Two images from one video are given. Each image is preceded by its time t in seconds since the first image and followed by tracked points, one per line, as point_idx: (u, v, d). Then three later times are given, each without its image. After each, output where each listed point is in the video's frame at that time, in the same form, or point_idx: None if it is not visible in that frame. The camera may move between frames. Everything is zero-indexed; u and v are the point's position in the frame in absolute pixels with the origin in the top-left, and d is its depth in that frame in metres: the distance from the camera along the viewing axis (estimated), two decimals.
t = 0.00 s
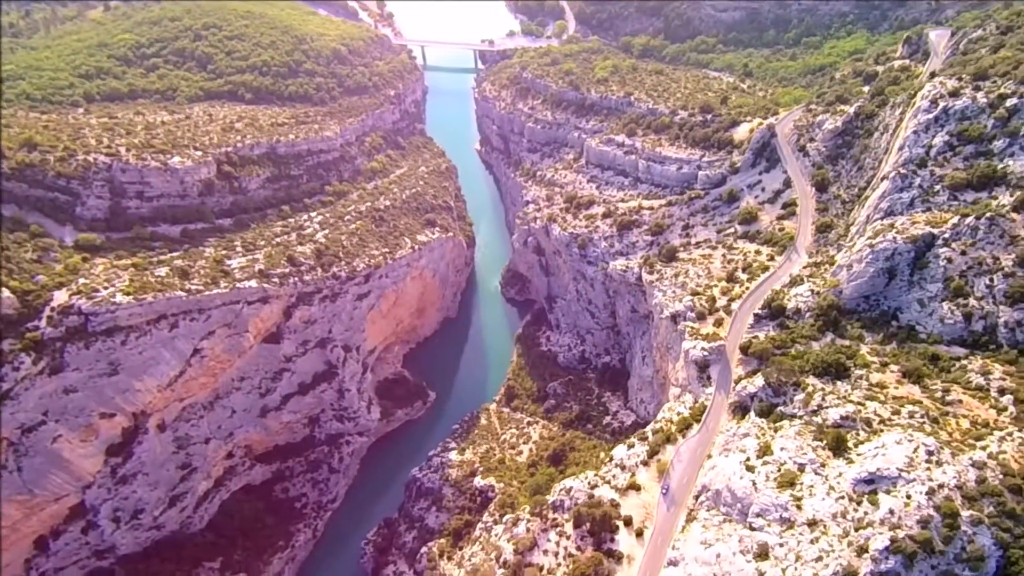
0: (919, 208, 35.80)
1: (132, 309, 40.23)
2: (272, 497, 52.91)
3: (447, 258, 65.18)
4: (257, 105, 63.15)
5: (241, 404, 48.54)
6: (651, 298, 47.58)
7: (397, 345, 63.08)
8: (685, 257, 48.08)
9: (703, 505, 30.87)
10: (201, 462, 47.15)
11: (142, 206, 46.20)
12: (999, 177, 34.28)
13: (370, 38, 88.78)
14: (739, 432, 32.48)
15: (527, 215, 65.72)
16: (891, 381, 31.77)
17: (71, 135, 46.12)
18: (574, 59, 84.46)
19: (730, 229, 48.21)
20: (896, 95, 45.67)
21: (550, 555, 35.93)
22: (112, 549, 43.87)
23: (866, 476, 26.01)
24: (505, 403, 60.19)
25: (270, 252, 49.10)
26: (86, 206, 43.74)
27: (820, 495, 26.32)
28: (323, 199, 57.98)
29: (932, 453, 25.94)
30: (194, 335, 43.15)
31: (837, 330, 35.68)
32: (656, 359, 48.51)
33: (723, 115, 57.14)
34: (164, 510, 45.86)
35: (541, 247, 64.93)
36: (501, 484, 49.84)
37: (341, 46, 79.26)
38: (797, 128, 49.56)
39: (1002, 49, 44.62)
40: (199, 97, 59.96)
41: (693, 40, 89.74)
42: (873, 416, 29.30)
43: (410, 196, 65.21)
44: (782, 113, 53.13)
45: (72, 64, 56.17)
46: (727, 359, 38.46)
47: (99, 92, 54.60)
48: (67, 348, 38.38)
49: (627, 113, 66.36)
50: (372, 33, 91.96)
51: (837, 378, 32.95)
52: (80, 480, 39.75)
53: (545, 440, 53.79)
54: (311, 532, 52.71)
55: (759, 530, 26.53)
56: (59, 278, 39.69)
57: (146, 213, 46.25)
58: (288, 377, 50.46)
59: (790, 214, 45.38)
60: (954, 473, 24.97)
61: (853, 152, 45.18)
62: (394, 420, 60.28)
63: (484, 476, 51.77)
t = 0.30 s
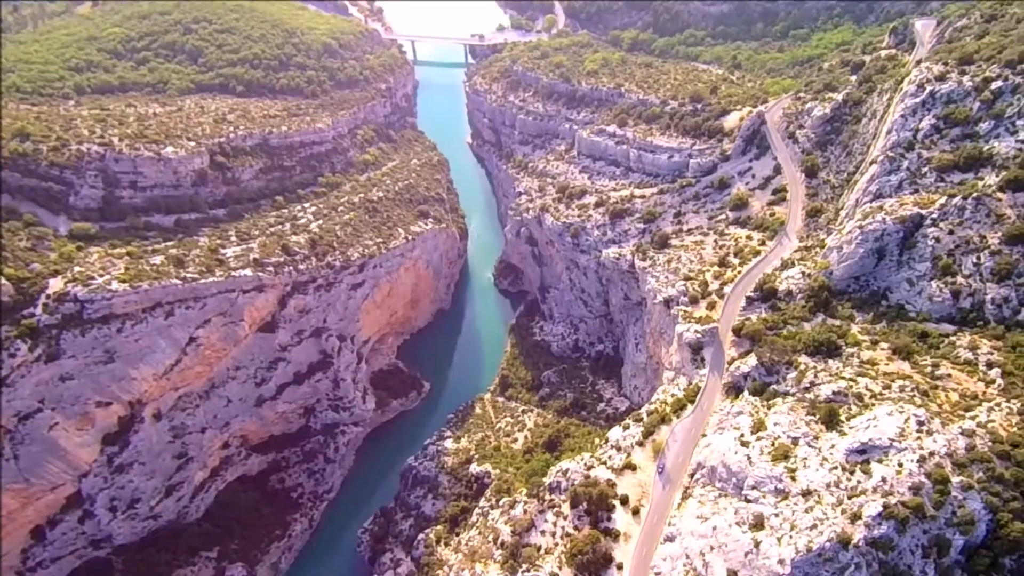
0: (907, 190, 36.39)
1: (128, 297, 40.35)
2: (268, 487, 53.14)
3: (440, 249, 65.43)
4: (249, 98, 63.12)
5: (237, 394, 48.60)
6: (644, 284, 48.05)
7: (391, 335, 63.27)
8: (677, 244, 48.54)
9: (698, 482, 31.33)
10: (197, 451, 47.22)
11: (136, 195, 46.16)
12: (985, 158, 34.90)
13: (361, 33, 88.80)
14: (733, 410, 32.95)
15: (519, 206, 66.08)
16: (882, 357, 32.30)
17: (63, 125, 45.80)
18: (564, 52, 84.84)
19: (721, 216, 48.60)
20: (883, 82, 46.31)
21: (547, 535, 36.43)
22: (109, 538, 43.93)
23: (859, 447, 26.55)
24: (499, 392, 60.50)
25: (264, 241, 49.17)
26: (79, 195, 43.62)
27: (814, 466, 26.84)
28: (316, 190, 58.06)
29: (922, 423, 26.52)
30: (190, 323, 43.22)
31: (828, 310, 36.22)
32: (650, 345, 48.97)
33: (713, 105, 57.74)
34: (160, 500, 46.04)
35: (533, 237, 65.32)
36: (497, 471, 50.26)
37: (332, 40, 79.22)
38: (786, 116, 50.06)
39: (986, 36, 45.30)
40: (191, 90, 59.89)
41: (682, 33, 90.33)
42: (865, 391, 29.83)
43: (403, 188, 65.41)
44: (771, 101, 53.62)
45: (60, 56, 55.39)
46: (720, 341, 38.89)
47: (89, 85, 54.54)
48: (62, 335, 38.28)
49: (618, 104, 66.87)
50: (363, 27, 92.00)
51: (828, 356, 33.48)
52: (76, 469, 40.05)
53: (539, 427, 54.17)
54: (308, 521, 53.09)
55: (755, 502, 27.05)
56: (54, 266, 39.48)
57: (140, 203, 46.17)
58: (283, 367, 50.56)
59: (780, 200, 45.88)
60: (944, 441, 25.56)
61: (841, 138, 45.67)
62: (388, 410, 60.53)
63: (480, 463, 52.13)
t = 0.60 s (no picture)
0: (907, 175, 36.78)
1: (134, 281, 40.58)
2: (271, 474, 53.49)
3: (441, 240, 65.73)
4: (250, 88, 63.39)
5: (240, 379, 48.85)
6: (645, 271, 48.44)
7: (392, 325, 63.58)
8: (677, 232, 48.89)
9: (700, 461, 31.76)
10: (201, 437, 47.45)
11: (140, 181, 46.47)
12: (983, 143, 35.36)
13: (361, 25, 88.93)
14: (735, 391, 33.39)
15: (520, 197, 66.44)
16: (881, 338, 32.71)
17: (68, 112, 45.48)
18: (564, 46, 85.15)
19: (722, 204, 48.93)
20: (882, 71, 46.71)
21: (550, 516, 36.89)
22: (113, 523, 44.50)
23: (860, 422, 27.01)
24: (500, 381, 60.90)
25: (268, 228, 49.41)
26: (84, 180, 43.68)
27: (816, 441, 27.30)
28: (318, 179, 58.30)
29: (923, 399, 26.97)
30: (195, 308, 43.48)
31: (828, 294, 36.64)
32: (651, 332, 49.37)
33: (712, 95, 58.16)
34: (164, 485, 46.36)
35: (534, 228, 65.68)
36: (498, 457, 50.68)
37: (332, 32, 79.31)
38: (785, 105, 50.36)
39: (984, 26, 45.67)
40: (193, 80, 60.05)
41: (681, 27, 90.74)
42: (865, 369, 30.29)
43: (404, 178, 65.72)
44: (771, 91, 53.96)
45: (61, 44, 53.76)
46: (721, 325, 39.27)
47: (92, 74, 53.85)
48: (69, 318, 38.49)
49: (618, 95, 67.29)
50: (363, 20, 92.14)
51: (829, 338, 33.91)
52: (81, 452, 40.47)
53: (540, 415, 54.56)
54: (310, 508, 53.38)
55: (757, 477, 27.49)
56: (60, 250, 39.58)
57: (144, 189, 46.56)
58: (286, 353, 50.83)
59: (780, 188, 46.18)
60: (944, 415, 26.05)
61: (841, 126, 45.97)
62: (390, 398, 60.82)
63: (481, 450, 52.56)
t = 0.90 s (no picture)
0: (919, 166, 37.12)
1: (153, 260, 41.17)
2: (281, 457, 54.04)
3: (452, 229, 66.25)
4: (267, 76, 63.80)
5: (254, 361, 49.42)
6: (656, 261, 48.81)
7: (402, 313, 64.15)
8: (688, 222, 49.24)
9: (710, 444, 32.14)
10: (214, 417, 48.06)
11: (159, 163, 47.09)
12: (997, 134, 35.65)
13: (375, 17, 89.37)
14: (746, 376, 33.75)
15: (531, 188, 66.88)
16: (893, 325, 32.94)
17: (90, 95, 46.64)
18: (577, 40, 85.41)
19: (733, 195, 49.20)
20: (896, 65, 46.93)
21: (560, 498, 37.35)
22: (127, 500, 45.50)
23: (872, 404, 27.34)
24: (509, 370, 61.35)
25: (283, 212, 49.95)
26: (105, 162, 44.45)
27: (828, 423, 27.65)
28: (332, 167, 58.81)
29: (935, 382, 27.26)
30: (211, 289, 44.02)
31: (839, 283, 36.96)
32: (660, 321, 49.73)
33: (725, 88, 58.48)
34: (177, 464, 47.09)
35: (544, 218, 66.11)
36: (507, 443, 51.16)
37: (348, 23, 79.92)
38: (798, 98, 50.56)
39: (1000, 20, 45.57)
40: (210, 67, 60.33)
41: (693, 23, 90.90)
42: (877, 355, 30.59)
43: (417, 168, 66.24)
44: (783, 84, 54.17)
45: (83, 32, 55.70)
46: (732, 313, 39.62)
47: (113, 60, 54.86)
48: (89, 295, 39.22)
49: (630, 88, 67.68)
50: (377, 13, 92.60)
51: (840, 325, 34.20)
52: (98, 429, 40.84)
53: (549, 403, 55.01)
54: (319, 492, 53.98)
55: (769, 458, 27.84)
56: (82, 228, 40.33)
57: (163, 171, 47.17)
58: (299, 337, 51.36)
59: (791, 179, 46.56)
60: (957, 398, 26.33)
61: (853, 119, 46.11)
62: (399, 385, 61.43)
63: (490, 436, 53.04)
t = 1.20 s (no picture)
0: (942, 160, 37.24)
1: (180, 238, 41.87)
2: (298, 438, 54.74)
3: (469, 218, 66.89)
4: (290, 64, 64.38)
5: (274, 342, 50.16)
6: (673, 252, 49.16)
7: (419, 301, 64.87)
8: (706, 214, 49.53)
9: (726, 429, 32.50)
10: (234, 396, 48.81)
11: (187, 145, 47.77)
12: (1021, 129, 35.81)
13: (397, 9, 89.95)
14: (764, 363, 34.03)
15: (549, 179, 67.41)
16: (912, 316, 33.16)
17: (121, 76, 47.72)
18: (596, 34, 85.72)
19: (752, 188, 49.48)
20: (918, 60, 46.99)
21: (575, 481, 37.76)
22: (148, 475, 46.38)
23: (892, 389, 27.60)
24: (523, 359, 61.86)
25: (306, 196, 50.63)
26: (134, 142, 45.17)
27: (847, 408, 27.91)
28: (353, 153, 59.41)
29: (955, 368, 27.58)
30: (235, 269, 44.74)
31: (858, 274, 37.18)
32: (676, 312, 50.04)
33: (745, 82, 58.74)
34: (197, 441, 47.94)
35: (561, 209, 66.59)
36: (521, 429, 51.69)
37: (370, 14, 80.67)
38: (819, 93, 50.78)
39: None
40: (236, 54, 61.05)
41: (712, 20, 90.99)
42: (897, 343, 30.75)
43: (436, 157, 66.86)
44: (804, 79, 54.34)
45: (113, 18, 57.21)
46: (749, 303, 39.98)
47: (141, 45, 55.86)
48: (118, 271, 39.96)
49: (649, 82, 68.02)
50: (398, 4, 93.17)
51: (858, 315, 34.48)
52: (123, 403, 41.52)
53: (563, 391, 55.49)
54: (334, 474, 54.74)
55: (787, 441, 28.14)
56: (112, 205, 41.16)
57: (190, 152, 47.87)
58: (319, 319, 52.06)
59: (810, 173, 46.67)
60: (977, 384, 26.64)
61: (874, 114, 46.18)
62: (414, 371, 62.14)
63: (504, 422, 53.59)
